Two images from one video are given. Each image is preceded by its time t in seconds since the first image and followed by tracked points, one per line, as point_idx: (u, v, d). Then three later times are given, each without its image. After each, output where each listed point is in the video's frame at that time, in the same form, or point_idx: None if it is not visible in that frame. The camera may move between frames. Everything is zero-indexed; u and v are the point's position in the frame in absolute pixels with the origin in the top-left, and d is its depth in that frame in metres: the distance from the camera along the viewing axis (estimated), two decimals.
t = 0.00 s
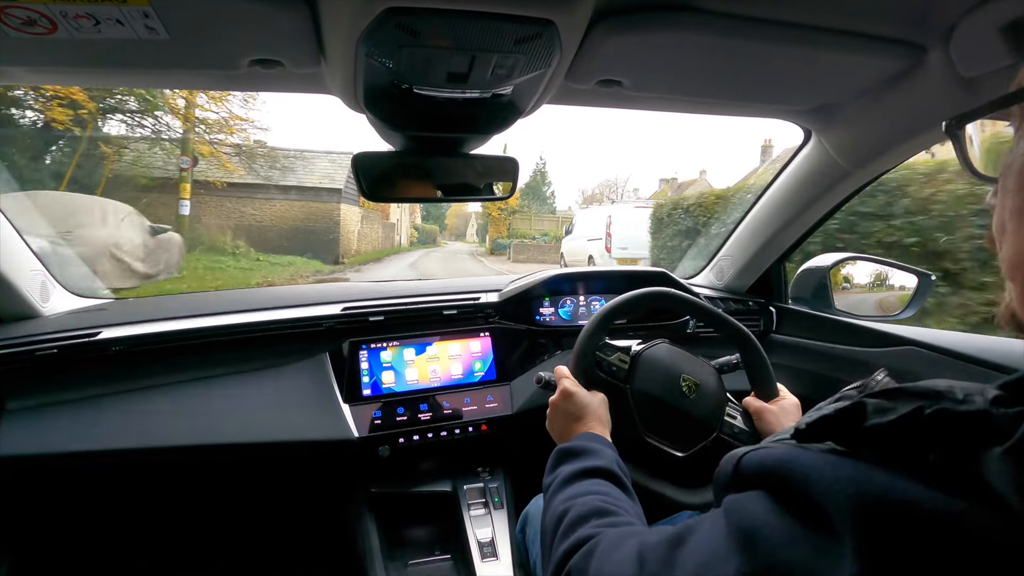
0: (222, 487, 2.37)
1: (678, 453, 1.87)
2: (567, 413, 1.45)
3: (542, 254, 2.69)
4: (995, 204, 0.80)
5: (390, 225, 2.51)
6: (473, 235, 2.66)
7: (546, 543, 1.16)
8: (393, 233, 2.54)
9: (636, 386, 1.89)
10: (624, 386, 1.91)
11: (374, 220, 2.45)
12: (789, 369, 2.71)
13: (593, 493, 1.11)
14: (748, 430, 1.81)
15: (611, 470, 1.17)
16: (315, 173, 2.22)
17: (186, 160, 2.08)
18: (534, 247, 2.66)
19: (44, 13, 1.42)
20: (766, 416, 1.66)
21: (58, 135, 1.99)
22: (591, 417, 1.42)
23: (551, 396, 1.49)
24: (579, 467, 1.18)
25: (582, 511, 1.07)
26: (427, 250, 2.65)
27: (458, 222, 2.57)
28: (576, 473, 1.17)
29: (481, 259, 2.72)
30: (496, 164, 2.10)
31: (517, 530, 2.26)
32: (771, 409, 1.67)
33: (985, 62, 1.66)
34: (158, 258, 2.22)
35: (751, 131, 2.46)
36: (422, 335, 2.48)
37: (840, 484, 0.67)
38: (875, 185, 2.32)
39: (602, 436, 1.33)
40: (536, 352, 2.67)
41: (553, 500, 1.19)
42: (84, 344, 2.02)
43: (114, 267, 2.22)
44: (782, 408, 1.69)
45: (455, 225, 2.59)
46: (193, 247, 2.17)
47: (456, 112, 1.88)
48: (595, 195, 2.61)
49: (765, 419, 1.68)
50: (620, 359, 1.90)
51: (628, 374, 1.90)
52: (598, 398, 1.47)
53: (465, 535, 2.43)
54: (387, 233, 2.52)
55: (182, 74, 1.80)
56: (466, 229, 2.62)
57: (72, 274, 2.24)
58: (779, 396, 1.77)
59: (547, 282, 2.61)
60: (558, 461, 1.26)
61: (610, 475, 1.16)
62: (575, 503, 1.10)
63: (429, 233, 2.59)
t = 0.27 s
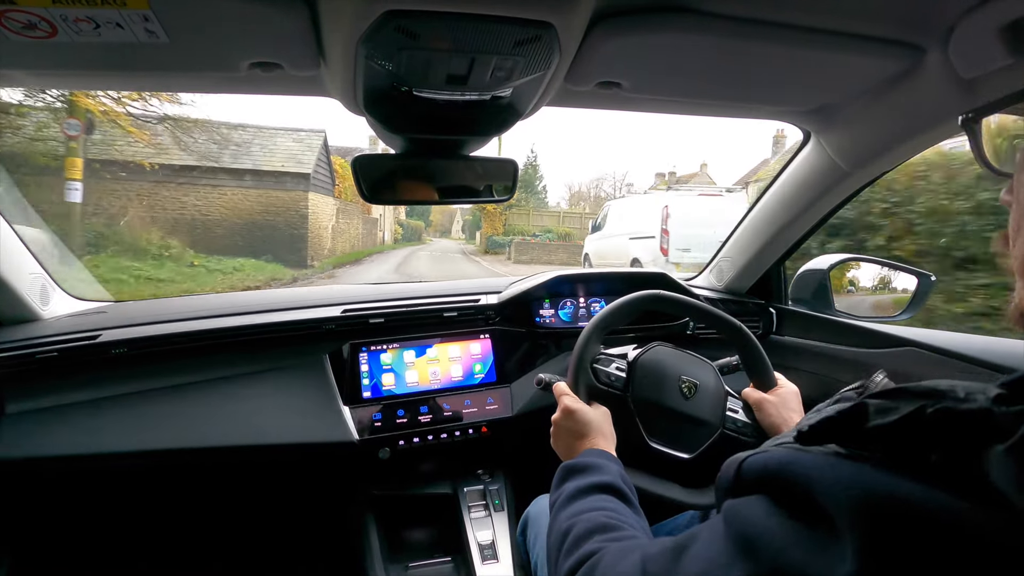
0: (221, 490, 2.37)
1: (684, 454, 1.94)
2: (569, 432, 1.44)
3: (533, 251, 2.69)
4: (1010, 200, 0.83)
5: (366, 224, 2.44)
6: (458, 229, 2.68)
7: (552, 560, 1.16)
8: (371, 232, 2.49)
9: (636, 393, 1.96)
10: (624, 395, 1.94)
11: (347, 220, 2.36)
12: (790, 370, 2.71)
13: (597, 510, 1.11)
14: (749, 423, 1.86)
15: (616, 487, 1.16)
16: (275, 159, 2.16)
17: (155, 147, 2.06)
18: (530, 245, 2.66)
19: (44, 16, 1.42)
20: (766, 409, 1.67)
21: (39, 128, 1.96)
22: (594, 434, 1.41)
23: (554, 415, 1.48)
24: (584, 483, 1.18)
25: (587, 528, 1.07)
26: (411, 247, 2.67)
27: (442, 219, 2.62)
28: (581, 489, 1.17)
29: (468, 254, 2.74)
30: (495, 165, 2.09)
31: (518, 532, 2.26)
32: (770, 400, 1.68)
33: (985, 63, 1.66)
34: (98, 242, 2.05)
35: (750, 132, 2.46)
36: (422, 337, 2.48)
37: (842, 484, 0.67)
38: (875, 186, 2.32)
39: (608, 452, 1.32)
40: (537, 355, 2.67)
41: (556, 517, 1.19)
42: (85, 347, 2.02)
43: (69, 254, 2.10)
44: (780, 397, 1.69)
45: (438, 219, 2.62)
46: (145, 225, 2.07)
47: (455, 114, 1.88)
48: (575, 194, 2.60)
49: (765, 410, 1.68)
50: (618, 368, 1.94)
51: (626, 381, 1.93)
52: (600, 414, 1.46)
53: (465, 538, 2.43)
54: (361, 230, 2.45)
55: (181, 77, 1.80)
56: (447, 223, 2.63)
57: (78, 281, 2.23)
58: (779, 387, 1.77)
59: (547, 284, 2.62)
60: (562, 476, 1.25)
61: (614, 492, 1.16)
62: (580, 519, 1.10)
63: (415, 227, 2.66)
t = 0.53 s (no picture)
0: (221, 487, 2.37)
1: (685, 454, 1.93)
2: (569, 434, 1.44)
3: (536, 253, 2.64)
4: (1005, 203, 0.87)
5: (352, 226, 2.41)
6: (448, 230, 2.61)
7: (553, 560, 1.17)
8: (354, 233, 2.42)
9: (635, 392, 1.97)
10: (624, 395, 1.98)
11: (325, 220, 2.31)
12: (789, 369, 2.71)
13: (597, 511, 1.11)
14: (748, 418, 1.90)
15: (616, 489, 1.17)
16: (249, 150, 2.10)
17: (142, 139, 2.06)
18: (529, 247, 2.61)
19: (44, 14, 1.42)
20: (765, 405, 1.69)
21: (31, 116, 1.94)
22: (593, 435, 1.42)
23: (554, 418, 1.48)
24: (585, 484, 1.18)
25: (587, 529, 1.07)
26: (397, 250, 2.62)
27: (432, 219, 2.53)
28: (581, 490, 1.18)
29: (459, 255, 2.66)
30: (496, 164, 2.10)
31: (517, 529, 2.26)
32: (769, 395, 1.70)
33: (985, 62, 1.66)
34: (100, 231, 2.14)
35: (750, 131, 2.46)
36: (422, 335, 2.48)
37: (838, 481, 0.67)
38: (875, 184, 2.32)
39: (609, 453, 1.32)
40: (536, 353, 2.67)
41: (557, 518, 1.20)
42: (85, 343, 2.02)
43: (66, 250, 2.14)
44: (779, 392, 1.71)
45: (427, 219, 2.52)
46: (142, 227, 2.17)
47: (456, 113, 1.88)
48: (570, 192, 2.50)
49: (765, 406, 1.70)
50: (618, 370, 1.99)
51: (626, 381, 1.98)
52: (600, 415, 1.46)
53: (465, 535, 2.43)
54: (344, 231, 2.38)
55: (181, 75, 1.80)
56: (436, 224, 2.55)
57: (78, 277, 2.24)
58: (775, 380, 1.78)
59: (547, 282, 2.63)
60: (563, 477, 1.26)
61: (615, 493, 1.16)
62: (580, 520, 1.11)
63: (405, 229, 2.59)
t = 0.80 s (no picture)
0: (220, 489, 2.37)
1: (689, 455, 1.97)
2: (574, 448, 1.44)
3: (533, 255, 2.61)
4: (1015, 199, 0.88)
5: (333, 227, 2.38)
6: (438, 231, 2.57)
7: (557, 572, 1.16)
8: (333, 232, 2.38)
9: (637, 397, 2.01)
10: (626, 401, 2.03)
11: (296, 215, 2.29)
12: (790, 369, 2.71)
13: (601, 521, 1.11)
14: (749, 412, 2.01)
15: (621, 500, 1.16)
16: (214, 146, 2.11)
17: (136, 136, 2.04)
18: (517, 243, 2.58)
19: (44, 16, 1.42)
20: (764, 397, 1.78)
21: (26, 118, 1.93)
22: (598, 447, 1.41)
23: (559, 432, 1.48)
24: (589, 493, 1.18)
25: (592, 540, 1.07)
26: (384, 251, 2.57)
27: (421, 219, 2.53)
28: (586, 500, 1.17)
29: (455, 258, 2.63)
30: (495, 166, 2.10)
31: (518, 531, 2.25)
32: (767, 386, 1.79)
33: (985, 62, 1.66)
34: (100, 231, 2.08)
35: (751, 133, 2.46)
36: (422, 336, 2.48)
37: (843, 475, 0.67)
38: (875, 185, 2.31)
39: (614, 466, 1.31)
40: (537, 354, 2.67)
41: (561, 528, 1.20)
42: (86, 346, 2.03)
43: (58, 246, 2.11)
44: (779, 383, 1.79)
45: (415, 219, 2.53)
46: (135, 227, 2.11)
47: (455, 114, 1.88)
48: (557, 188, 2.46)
49: (764, 398, 1.78)
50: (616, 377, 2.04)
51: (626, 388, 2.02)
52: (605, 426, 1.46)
53: (465, 537, 2.42)
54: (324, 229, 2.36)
55: (181, 77, 1.80)
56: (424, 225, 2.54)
57: (77, 280, 2.24)
58: (773, 369, 1.84)
59: (547, 283, 2.64)
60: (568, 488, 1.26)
61: (619, 505, 1.16)
62: (585, 531, 1.10)
63: (394, 233, 2.56)
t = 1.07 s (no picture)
0: (220, 487, 2.37)
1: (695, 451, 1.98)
2: (578, 458, 1.44)
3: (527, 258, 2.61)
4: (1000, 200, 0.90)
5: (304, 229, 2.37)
6: (431, 233, 2.53)
7: None
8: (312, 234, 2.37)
9: (637, 401, 2.00)
10: (627, 405, 2.02)
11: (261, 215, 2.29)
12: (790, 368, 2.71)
13: (601, 534, 1.12)
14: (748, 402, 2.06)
15: (621, 512, 1.17)
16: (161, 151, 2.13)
17: (111, 144, 2.07)
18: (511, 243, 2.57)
19: (44, 14, 1.42)
20: (763, 387, 1.79)
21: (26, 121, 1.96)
22: (602, 457, 1.42)
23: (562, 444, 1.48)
24: (588, 505, 1.19)
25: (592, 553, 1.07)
26: (379, 256, 2.57)
27: (414, 221, 2.49)
28: (586, 512, 1.18)
29: (453, 263, 2.61)
30: (496, 164, 2.10)
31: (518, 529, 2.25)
32: (765, 377, 1.79)
33: (985, 61, 1.66)
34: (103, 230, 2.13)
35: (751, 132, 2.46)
36: (422, 334, 2.48)
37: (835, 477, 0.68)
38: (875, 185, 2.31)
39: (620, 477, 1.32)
40: (536, 353, 2.67)
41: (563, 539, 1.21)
42: (85, 343, 2.03)
43: (62, 249, 2.13)
44: (777, 372, 1.79)
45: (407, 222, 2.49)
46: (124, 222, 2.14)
47: (456, 113, 1.88)
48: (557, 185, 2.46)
49: (763, 389, 1.80)
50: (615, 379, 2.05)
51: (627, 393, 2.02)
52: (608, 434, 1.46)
53: (465, 535, 2.43)
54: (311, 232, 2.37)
55: (182, 76, 1.81)
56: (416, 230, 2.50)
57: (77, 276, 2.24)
58: (770, 359, 1.83)
59: (547, 282, 2.63)
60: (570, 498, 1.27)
61: (620, 517, 1.16)
62: (586, 543, 1.11)
63: (383, 235, 2.53)
